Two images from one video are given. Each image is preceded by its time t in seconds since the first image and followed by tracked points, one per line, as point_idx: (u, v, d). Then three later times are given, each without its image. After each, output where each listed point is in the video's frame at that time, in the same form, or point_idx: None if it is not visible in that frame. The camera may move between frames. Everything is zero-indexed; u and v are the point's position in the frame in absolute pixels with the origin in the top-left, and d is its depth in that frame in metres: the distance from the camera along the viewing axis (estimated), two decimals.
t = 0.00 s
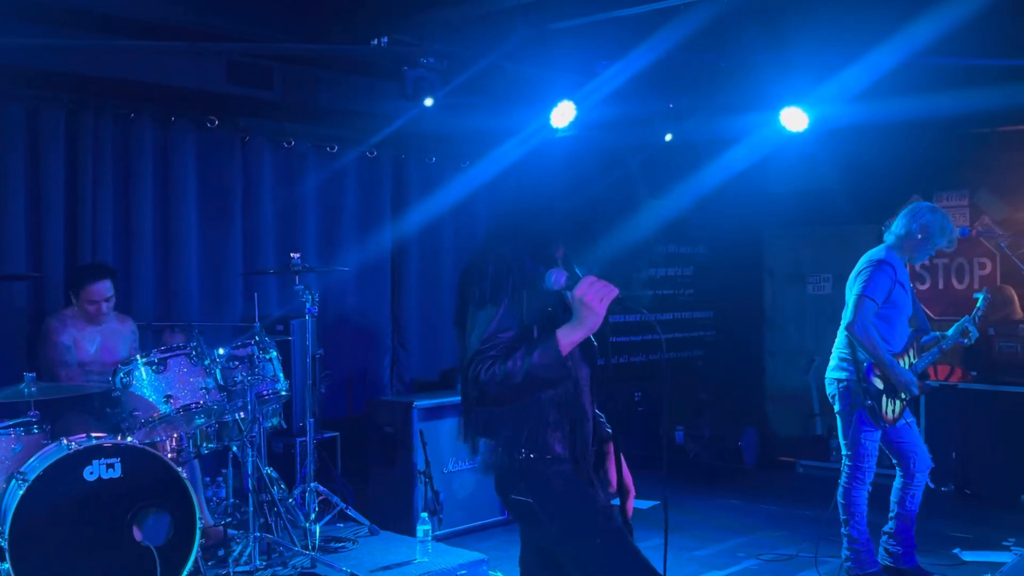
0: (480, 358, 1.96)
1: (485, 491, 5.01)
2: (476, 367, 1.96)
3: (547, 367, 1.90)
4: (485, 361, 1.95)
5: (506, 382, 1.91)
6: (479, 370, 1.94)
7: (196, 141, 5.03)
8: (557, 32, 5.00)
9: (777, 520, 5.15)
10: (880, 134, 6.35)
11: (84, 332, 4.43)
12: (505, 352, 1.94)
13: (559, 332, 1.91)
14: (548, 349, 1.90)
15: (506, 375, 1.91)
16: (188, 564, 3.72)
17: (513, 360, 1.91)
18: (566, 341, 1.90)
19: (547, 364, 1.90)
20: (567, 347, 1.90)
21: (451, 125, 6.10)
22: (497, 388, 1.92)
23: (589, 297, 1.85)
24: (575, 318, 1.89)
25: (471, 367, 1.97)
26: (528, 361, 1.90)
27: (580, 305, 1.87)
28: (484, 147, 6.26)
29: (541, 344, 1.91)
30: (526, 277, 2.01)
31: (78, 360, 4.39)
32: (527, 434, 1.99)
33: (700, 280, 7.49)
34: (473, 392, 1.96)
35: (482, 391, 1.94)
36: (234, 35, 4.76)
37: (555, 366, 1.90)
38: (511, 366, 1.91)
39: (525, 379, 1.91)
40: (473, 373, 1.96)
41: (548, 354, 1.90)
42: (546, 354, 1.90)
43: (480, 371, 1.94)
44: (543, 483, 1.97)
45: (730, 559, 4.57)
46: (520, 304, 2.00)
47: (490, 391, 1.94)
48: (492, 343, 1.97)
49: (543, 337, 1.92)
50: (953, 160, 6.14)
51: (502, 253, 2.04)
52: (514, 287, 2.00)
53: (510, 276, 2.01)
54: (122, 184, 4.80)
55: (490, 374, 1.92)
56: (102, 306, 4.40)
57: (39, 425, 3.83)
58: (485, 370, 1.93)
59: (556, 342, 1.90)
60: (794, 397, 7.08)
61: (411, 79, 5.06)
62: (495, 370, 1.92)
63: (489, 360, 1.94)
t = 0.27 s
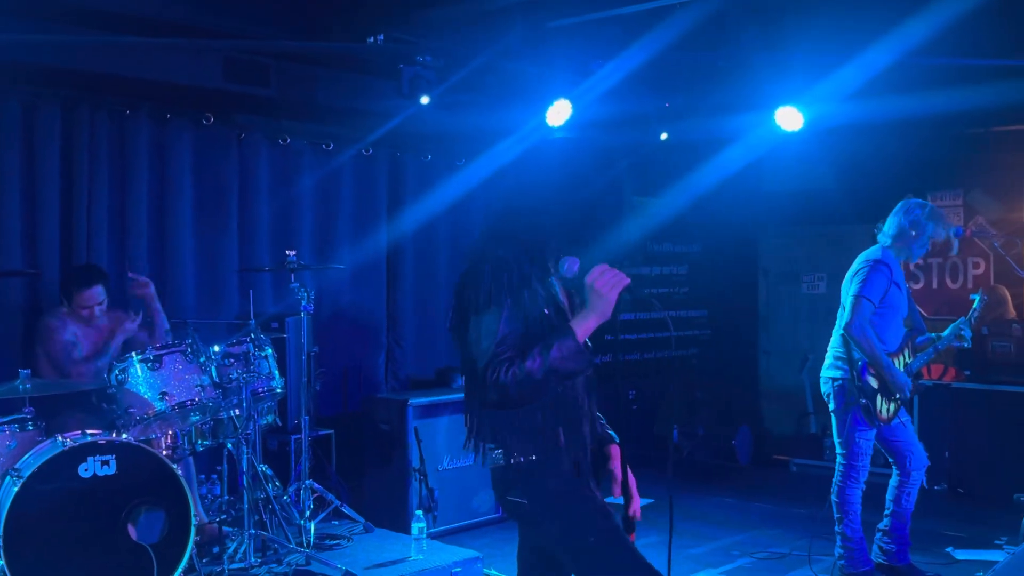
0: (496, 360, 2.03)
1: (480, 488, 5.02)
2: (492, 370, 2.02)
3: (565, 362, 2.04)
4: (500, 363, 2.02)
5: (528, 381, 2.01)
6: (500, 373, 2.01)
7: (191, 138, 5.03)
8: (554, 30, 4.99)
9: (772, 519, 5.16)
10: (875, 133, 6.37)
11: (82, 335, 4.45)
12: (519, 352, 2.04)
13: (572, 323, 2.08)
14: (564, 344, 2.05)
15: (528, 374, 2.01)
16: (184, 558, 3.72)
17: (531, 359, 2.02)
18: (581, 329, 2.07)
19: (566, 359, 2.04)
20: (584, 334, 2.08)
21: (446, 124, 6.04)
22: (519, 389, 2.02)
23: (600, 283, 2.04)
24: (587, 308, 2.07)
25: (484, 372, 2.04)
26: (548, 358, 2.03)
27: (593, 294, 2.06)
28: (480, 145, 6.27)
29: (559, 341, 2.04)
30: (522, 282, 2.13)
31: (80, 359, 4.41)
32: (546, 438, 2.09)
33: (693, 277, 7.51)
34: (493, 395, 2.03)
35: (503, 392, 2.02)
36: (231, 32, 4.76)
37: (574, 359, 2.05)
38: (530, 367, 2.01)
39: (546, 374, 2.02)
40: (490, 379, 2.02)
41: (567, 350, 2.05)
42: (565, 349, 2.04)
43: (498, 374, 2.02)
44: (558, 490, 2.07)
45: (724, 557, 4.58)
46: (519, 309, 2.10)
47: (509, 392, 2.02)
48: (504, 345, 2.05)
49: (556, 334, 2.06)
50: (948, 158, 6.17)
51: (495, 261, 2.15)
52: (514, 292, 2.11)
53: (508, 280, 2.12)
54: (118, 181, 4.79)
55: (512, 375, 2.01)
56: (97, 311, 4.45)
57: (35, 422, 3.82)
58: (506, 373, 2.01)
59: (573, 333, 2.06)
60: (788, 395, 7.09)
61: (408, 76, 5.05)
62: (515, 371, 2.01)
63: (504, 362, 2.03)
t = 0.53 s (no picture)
0: (510, 347, 1.92)
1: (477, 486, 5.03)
2: (507, 355, 1.91)
3: (581, 347, 1.94)
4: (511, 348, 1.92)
5: (547, 365, 1.91)
6: (517, 359, 1.90)
7: (189, 134, 5.03)
8: (551, 28, 5.00)
9: (768, 518, 5.16)
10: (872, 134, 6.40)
11: (76, 328, 4.42)
12: (532, 339, 1.93)
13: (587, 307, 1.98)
14: (583, 329, 1.95)
15: (545, 357, 1.91)
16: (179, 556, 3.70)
17: (548, 344, 1.92)
18: (596, 314, 1.98)
19: (583, 344, 1.94)
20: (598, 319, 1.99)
21: (444, 123, 5.98)
22: (536, 372, 1.91)
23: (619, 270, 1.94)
24: (603, 292, 1.98)
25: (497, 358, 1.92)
26: (565, 343, 1.92)
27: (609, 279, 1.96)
28: (480, 145, 6.27)
29: (577, 323, 1.95)
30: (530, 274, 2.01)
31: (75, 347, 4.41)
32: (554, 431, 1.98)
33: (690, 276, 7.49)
34: (507, 380, 1.91)
35: (519, 377, 1.91)
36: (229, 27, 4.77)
37: (592, 343, 1.94)
38: (547, 351, 1.91)
39: (564, 359, 1.92)
40: (503, 362, 1.91)
41: (582, 334, 1.94)
42: (581, 332, 1.94)
43: (515, 358, 1.91)
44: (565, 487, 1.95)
45: (721, 555, 4.59)
46: (530, 300, 1.99)
47: (523, 376, 1.91)
48: (513, 333, 1.94)
49: (571, 320, 1.96)
50: (944, 158, 6.21)
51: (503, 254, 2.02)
52: (523, 281, 1.99)
53: (516, 272, 2.00)
54: (115, 177, 4.79)
55: (531, 359, 1.90)
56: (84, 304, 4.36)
57: (32, 416, 3.82)
58: (522, 356, 1.90)
59: (590, 318, 1.96)
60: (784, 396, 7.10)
61: (407, 74, 5.05)
62: (533, 355, 1.91)
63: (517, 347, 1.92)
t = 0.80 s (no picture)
0: (540, 340, 1.96)
1: (472, 485, 5.04)
2: (539, 348, 1.95)
3: (604, 331, 2.01)
4: (544, 341, 1.96)
5: (579, 353, 1.97)
6: (553, 349, 1.95)
7: (186, 132, 5.03)
8: (549, 28, 5.01)
9: (763, 518, 5.17)
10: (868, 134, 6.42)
11: (66, 323, 4.41)
12: (558, 330, 1.98)
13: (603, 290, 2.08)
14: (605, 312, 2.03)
15: (578, 345, 1.97)
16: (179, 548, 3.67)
17: (578, 333, 1.98)
18: (612, 295, 2.07)
19: (606, 327, 2.02)
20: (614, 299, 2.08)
21: (444, 122, 6.13)
22: (571, 360, 1.97)
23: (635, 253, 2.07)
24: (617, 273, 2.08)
25: (527, 352, 1.95)
26: (592, 330, 1.99)
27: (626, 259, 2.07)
28: (476, 145, 6.27)
29: (600, 308, 2.02)
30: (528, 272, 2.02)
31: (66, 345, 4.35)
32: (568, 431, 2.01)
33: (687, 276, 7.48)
34: (541, 370, 1.96)
35: (555, 366, 1.96)
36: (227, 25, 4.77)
37: (612, 326, 2.03)
38: (578, 340, 1.97)
39: (593, 345, 1.99)
40: (535, 353, 1.95)
41: (605, 321, 2.02)
42: (603, 318, 2.02)
43: (550, 350, 1.95)
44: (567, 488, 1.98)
45: (715, 555, 4.59)
46: (538, 293, 2.02)
47: (559, 366, 1.97)
48: (531, 325, 1.97)
49: (590, 306, 2.03)
50: (940, 158, 6.23)
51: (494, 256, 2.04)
52: (520, 279, 2.01)
53: (517, 268, 2.02)
54: (111, 174, 4.79)
55: (567, 349, 1.96)
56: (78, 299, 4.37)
57: (27, 414, 3.81)
58: (557, 347, 1.95)
59: (607, 302, 2.05)
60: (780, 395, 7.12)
61: (403, 73, 5.05)
62: (565, 346, 1.96)
63: (548, 339, 1.96)
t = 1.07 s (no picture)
0: (546, 343, 1.90)
1: (467, 483, 5.04)
2: (546, 351, 1.89)
3: (607, 326, 1.94)
4: (551, 344, 1.89)
5: (587, 352, 1.91)
6: (561, 350, 1.89)
7: (182, 129, 5.03)
8: (546, 27, 5.03)
9: (758, 516, 5.18)
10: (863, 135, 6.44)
11: (64, 319, 4.41)
12: (563, 330, 1.92)
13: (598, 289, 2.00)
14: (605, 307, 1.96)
15: (585, 344, 1.90)
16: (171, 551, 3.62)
17: (583, 331, 1.91)
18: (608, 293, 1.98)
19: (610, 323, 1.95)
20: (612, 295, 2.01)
21: (442, 121, 5.98)
22: (580, 360, 1.91)
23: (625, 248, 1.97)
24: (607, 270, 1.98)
25: (534, 355, 1.89)
26: (597, 327, 1.93)
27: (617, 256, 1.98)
28: (470, 142, 6.28)
29: (598, 304, 1.95)
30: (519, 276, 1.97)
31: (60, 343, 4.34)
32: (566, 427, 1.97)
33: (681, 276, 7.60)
34: (551, 372, 1.90)
35: (564, 368, 1.90)
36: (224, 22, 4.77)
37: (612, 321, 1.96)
38: (585, 339, 1.91)
39: (599, 343, 1.93)
40: (544, 356, 1.89)
41: (608, 316, 1.95)
42: (605, 314, 1.95)
43: (559, 353, 1.89)
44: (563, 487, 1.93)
45: (710, 553, 4.60)
46: (531, 296, 1.96)
47: (569, 368, 1.91)
48: (535, 329, 1.91)
49: (590, 303, 1.96)
50: (935, 159, 6.25)
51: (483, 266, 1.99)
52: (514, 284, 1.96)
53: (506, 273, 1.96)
54: (107, 170, 4.78)
55: (574, 349, 1.90)
56: (85, 289, 4.40)
57: (24, 411, 3.81)
58: (566, 348, 1.89)
59: (605, 297, 1.98)
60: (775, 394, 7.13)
61: (400, 71, 5.07)
62: (571, 346, 1.90)
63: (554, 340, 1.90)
